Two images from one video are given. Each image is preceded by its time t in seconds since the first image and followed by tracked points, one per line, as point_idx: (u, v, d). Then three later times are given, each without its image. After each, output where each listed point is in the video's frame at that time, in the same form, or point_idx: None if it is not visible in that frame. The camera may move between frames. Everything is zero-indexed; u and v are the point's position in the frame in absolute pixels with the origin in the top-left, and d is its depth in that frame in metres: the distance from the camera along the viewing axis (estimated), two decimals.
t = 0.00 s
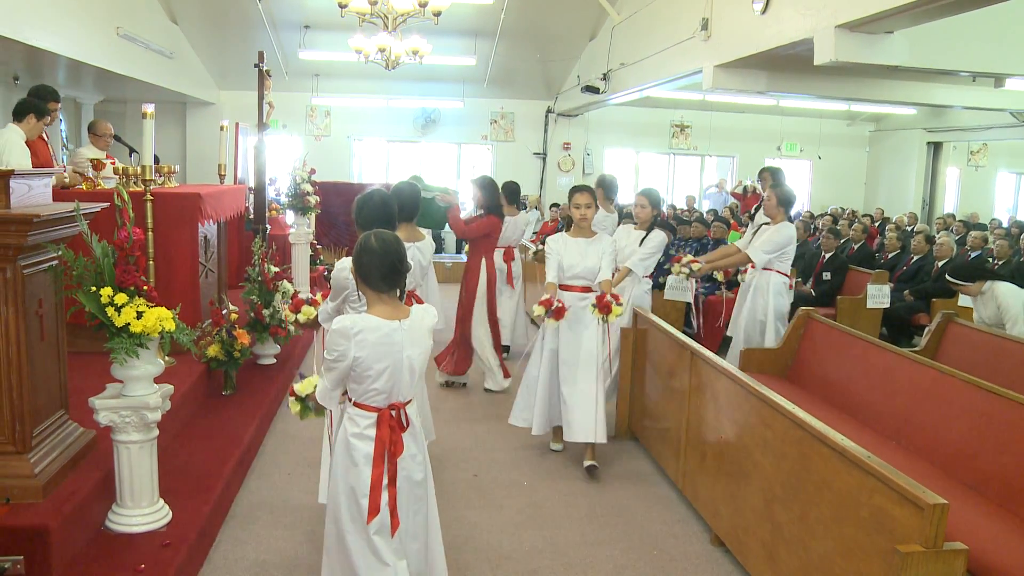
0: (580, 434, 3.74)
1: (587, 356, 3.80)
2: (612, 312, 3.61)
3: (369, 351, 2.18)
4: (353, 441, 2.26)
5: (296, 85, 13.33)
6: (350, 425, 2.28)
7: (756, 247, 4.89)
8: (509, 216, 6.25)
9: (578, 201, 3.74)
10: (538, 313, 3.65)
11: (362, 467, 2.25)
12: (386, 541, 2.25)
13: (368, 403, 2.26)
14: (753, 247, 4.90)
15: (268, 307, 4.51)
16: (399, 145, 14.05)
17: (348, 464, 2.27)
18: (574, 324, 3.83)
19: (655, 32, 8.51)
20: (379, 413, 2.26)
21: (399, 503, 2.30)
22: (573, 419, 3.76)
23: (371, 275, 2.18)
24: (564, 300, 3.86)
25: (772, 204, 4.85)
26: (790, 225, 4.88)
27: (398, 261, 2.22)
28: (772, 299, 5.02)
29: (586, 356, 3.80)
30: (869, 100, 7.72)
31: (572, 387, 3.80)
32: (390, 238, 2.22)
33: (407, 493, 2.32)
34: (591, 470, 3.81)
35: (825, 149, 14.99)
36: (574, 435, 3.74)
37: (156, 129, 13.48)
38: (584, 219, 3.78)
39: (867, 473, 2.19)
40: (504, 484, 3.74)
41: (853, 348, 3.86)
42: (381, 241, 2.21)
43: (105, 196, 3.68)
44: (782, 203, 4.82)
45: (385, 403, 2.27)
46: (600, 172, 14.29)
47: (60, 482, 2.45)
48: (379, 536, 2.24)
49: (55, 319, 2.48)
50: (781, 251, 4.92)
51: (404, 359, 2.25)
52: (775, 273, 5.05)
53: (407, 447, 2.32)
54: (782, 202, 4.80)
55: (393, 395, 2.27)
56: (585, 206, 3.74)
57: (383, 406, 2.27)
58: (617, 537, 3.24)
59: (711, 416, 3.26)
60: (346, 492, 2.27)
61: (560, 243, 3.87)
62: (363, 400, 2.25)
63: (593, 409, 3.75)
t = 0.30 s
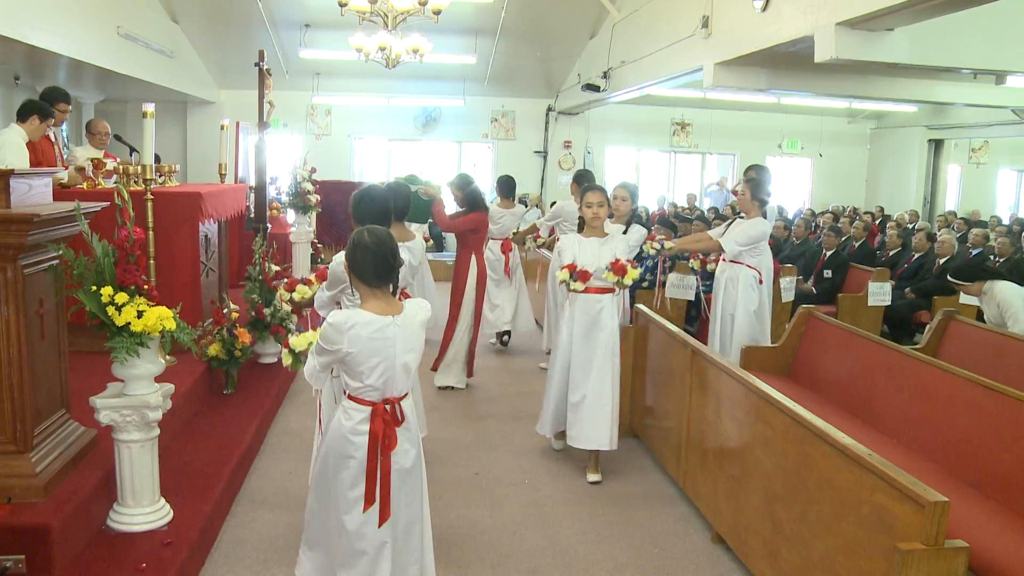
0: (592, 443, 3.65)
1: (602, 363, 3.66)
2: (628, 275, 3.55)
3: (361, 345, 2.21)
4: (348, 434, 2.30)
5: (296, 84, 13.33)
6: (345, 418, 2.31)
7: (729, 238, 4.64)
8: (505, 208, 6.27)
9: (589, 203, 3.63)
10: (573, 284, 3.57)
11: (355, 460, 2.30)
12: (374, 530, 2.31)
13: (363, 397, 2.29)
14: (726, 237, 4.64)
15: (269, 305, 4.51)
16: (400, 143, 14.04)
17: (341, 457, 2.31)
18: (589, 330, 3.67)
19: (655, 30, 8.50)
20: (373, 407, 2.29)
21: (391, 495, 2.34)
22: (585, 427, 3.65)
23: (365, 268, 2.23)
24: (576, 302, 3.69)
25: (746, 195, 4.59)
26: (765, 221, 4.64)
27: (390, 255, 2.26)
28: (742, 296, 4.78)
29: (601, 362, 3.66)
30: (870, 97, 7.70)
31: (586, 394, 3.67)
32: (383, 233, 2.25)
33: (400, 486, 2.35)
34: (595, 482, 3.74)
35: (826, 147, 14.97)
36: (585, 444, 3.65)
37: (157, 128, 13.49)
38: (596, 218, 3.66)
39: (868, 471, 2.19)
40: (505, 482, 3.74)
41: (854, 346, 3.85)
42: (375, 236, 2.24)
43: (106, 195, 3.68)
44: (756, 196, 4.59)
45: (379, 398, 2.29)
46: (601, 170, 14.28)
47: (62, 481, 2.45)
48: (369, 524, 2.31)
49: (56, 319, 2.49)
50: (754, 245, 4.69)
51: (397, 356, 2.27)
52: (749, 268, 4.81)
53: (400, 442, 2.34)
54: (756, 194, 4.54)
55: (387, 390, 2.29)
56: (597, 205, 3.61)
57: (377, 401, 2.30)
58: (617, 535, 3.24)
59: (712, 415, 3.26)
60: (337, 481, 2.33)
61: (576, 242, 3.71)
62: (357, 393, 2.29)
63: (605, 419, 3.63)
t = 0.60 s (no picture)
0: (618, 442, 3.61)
1: (620, 361, 3.60)
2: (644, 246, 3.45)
3: (347, 343, 2.25)
4: (335, 429, 2.34)
5: (300, 83, 13.35)
6: (333, 415, 2.36)
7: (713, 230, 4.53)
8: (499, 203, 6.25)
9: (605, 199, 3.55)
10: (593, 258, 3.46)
11: (342, 455, 2.33)
12: (360, 526, 2.31)
13: (349, 393, 2.32)
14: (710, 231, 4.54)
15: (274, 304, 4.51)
16: (404, 141, 14.04)
17: (329, 452, 2.37)
18: (607, 331, 3.58)
19: (660, 27, 8.48)
20: (359, 404, 2.32)
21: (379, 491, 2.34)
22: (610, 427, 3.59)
23: (354, 265, 2.28)
24: (593, 303, 3.59)
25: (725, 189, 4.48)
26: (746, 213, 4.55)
27: (379, 256, 2.31)
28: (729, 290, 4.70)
29: (620, 361, 3.60)
30: (875, 94, 7.67)
31: (609, 396, 3.60)
32: (371, 233, 2.30)
33: (388, 481, 2.35)
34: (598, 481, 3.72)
35: (831, 145, 14.93)
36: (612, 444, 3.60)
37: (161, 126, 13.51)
38: (611, 214, 3.57)
39: (874, 469, 2.19)
40: (510, 480, 3.74)
41: (860, 344, 3.84)
42: (363, 235, 2.29)
43: (111, 193, 3.69)
44: (737, 189, 4.52)
45: (366, 395, 2.32)
46: (606, 168, 14.27)
47: (67, 479, 2.46)
48: (356, 519, 2.33)
49: (61, 316, 2.50)
50: (739, 236, 4.59)
51: (383, 355, 2.30)
52: (734, 261, 4.73)
53: (385, 439, 2.35)
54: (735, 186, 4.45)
55: (374, 389, 2.32)
56: (612, 201, 3.54)
57: (363, 398, 2.33)
58: (622, 533, 3.23)
59: (717, 412, 3.25)
60: (328, 475, 2.37)
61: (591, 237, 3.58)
62: (343, 389, 2.32)
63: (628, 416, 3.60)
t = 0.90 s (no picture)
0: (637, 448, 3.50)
1: (636, 369, 3.46)
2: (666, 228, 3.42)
3: (329, 334, 2.32)
4: (319, 415, 2.43)
5: (310, 82, 13.39)
6: (317, 401, 2.45)
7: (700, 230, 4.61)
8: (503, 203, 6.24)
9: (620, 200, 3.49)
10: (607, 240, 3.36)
11: (327, 442, 2.43)
12: (342, 511, 2.41)
13: (334, 381, 2.41)
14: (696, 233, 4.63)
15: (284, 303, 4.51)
16: (413, 140, 14.06)
17: (315, 438, 2.46)
18: (622, 338, 3.42)
19: (669, 26, 8.45)
20: (342, 392, 2.41)
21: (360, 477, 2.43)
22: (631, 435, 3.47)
23: (338, 258, 2.31)
24: (608, 309, 3.42)
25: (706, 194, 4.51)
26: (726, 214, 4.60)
27: (365, 248, 2.35)
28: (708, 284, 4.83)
29: (636, 368, 3.46)
30: (886, 93, 7.62)
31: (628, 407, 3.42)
32: (355, 226, 2.35)
33: (371, 467, 2.43)
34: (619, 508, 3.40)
35: (841, 143, 14.86)
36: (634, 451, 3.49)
37: (171, 126, 13.56)
38: (627, 216, 3.47)
39: (884, 469, 2.17)
40: (519, 479, 3.74)
41: (870, 344, 3.82)
42: (346, 229, 2.33)
43: (121, 193, 3.70)
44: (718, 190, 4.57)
45: (350, 383, 2.41)
46: (614, 167, 14.24)
47: (78, 477, 2.46)
48: (338, 503, 2.42)
49: (71, 316, 2.50)
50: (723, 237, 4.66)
51: (366, 345, 2.37)
52: (718, 260, 4.86)
53: (368, 425, 2.44)
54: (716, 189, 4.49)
55: (357, 377, 2.40)
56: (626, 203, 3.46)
57: (347, 386, 2.42)
58: (631, 533, 3.22)
59: (727, 412, 3.24)
60: (313, 458, 2.47)
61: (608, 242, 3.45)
62: (328, 376, 2.40)
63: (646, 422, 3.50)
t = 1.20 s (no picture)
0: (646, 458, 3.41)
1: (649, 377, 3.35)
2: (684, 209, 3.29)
3: (312, 324, 2.44)
4: (306, 403, 2.52)
5: (315, 81, 13.39)
6: (303, 389, 2.54)
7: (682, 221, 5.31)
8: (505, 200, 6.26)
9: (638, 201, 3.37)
10: (622, 216, 3.22)
11: (312, 428, 2.51)
12: (324, 495, 2.50)
13: (318, 369, 2.50)
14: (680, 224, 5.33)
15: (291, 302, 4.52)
16: (419, 140, 14.05)
17: (301, 424, 2.54)
18: (636, 344, 3.30)
19: (675, 24, 8.43)
20: (327, 379, 2.50)
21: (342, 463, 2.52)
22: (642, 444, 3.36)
23: (319, 251, 2.43)
24: (622, 314, 3.30)
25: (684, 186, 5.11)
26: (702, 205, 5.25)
27: (344, 241, 2.47)
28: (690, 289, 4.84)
29: (649, 376, 3.35)
30: (893, 90, 7.58)
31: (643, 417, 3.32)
32: (335, 220, 2.46)
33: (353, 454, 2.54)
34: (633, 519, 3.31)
35: (848, 141, 14.80)
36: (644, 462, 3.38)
37: (178, 126, 13.58)
38: (642, 219, 3.34)
39: (890, 467, 2.16)
40: (525, 478, 3.74)
41: (877, 342, 3.80)
42: (327, 223, 2.45)
43: (127, 193, 3.70)
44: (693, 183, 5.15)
45: (334, 371, 2.50)
46: (621, 165, 14.21)
47: (84, 475, 2.47)
48: (320, 487, 2.51)
49: (77, 315, 2.51)
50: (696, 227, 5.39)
51: (347, 336, 2.48)
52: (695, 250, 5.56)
53: (352, 413, 2.53)
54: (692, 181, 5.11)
55: (341, 366, 2.50)
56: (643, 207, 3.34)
57: (331, 374, 2.51)
58: (637, 532, 3.21)
59: (733, 410, 3.22)
60: (298, 444, 2.54)
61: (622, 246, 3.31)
62: (312, 365, 2.50)
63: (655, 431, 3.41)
